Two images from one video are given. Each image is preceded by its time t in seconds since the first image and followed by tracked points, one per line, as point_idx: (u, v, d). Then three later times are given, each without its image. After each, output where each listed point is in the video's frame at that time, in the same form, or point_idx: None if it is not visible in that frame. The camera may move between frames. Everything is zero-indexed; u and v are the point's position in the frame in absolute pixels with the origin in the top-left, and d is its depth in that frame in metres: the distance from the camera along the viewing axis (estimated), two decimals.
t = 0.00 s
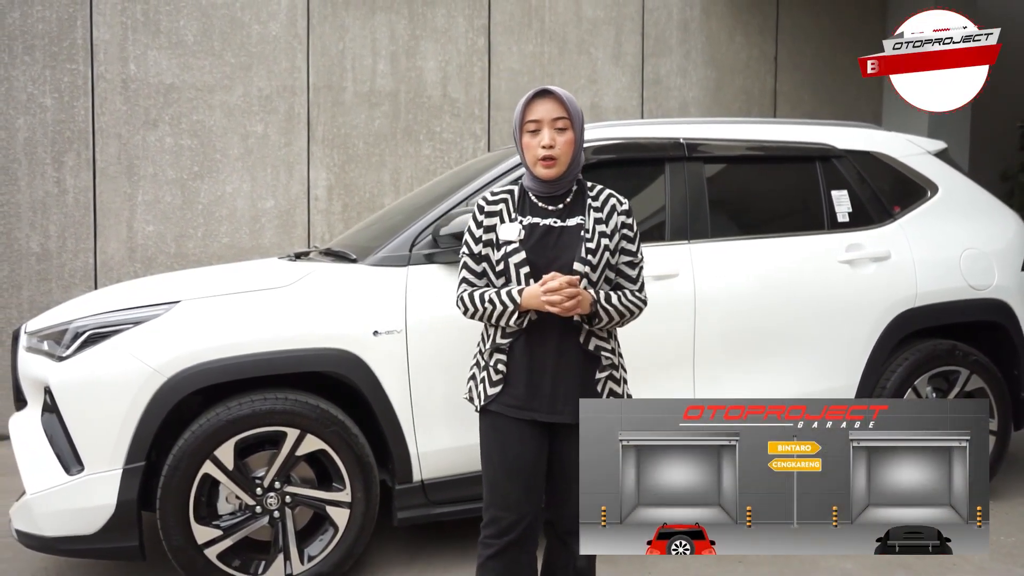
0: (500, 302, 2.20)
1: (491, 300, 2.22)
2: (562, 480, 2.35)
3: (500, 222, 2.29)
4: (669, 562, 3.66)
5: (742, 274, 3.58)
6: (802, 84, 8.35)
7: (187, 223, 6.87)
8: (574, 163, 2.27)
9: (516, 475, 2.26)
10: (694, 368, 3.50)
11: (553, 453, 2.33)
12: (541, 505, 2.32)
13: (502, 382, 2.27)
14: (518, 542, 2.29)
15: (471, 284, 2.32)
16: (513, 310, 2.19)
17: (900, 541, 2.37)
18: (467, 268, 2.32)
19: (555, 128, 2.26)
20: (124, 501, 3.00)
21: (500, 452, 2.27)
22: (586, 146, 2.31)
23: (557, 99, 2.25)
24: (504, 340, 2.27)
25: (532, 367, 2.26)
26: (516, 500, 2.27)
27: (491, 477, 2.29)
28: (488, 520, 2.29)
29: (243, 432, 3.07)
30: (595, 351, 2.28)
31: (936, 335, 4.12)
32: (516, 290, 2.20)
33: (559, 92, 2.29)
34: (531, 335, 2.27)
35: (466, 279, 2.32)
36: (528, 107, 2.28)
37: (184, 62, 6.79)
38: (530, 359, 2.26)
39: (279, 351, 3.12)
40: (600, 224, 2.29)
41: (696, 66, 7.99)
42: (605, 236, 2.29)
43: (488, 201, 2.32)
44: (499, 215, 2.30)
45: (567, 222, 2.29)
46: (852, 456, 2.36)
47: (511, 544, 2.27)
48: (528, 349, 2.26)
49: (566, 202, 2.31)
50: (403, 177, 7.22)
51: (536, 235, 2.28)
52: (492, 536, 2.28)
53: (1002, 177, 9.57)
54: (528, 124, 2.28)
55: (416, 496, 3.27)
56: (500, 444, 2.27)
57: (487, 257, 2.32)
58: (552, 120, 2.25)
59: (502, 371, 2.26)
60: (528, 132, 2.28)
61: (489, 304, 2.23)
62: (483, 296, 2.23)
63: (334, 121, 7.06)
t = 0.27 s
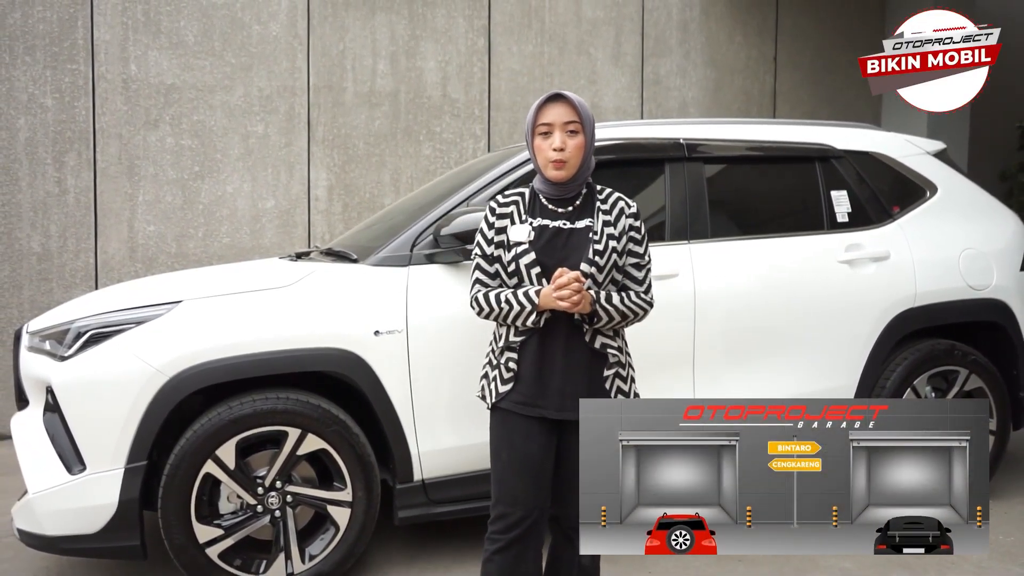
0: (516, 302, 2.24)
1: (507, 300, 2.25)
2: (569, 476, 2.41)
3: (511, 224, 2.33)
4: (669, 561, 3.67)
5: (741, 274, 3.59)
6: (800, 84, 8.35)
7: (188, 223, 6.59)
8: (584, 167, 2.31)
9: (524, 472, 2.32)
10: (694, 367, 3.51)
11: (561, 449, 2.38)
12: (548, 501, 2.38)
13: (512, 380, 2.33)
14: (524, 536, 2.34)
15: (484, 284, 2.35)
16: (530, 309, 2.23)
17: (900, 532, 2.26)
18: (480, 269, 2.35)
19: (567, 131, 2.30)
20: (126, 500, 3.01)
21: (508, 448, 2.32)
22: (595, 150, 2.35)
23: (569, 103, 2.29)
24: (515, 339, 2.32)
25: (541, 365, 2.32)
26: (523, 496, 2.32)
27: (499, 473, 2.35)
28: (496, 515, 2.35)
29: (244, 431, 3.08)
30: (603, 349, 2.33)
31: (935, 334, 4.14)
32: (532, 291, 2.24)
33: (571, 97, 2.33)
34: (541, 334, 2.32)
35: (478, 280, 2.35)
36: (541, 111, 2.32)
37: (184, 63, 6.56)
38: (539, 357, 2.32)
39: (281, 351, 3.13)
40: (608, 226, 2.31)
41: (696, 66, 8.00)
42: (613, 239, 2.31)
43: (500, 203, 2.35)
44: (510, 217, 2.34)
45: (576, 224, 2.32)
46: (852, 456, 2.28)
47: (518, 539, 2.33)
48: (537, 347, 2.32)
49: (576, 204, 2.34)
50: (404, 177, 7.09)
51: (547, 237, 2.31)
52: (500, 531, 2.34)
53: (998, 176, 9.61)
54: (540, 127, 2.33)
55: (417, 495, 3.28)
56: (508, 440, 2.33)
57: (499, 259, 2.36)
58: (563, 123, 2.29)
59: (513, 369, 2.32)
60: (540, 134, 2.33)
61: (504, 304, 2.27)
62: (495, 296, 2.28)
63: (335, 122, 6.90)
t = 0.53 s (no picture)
0: (522, 302, 2.26)
1: (513, 300, 2.28)
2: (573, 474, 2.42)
3: (516, 225, 2.35)
4: (668, 560, 3.68)
5: (740, 273, 3.60)
6: (799, 84, 8.36)
7: (188, 223, 6.59)
8: (589, 169, 2.32)
9: (527, 470, 2.33)
10: (694, 366, 3.52)
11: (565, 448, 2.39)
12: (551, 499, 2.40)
13: (517, 379, 2.34)
14: (526, 533, 2.35)
15: (490, 284, 2.38)
16: (535, 309, 2.25)
17: (901, 522, 2.25)
18: (486, 270, 2.38)
19: (572, 134, 2.32)
20: (126, 499, 3.01)
21: (512, 446, 2.34)
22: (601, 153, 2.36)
23: (575, 106, 2.32)
24: (520, 338, 2.34)
25: (545, 364, 2.33)
26: (525, 493, 2.34)
27: (503, 470, 2.37)
28: (499, 512, 2.36)
29: (244, 430, 3.09)
30: (606, 347, 2.34)
31: (934, 334, 4.15)
32: (538, 290, 2.26)
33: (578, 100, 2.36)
34: (545, 333, 2.33)
35: (485, 280, 2.38)
36: (548, 113, 2.35)
37: (184, 63, 6.55)
38: (543, 357, 2.33)
39: (280, 350, 3.14)
40: (612, 227, 2.32)
41: (695, 66, 8.01)
42: (617, 239, 2.32)
43: (506, 205, 2.38)
44: (515, 218, 2.36)
45: (581, 225, 2.34)
46: (853, 456, 2.28)
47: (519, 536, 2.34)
48: (541, 346, 2.33)
49: (582, 206, 2.35)
50: (404, 176, 7.10)
51: (551, 238, 2.33)
52: (502, 528, 2.35)
53: (997, 176, 9.61)
54: (546, 129, 2.35)
55: (416, 494, 3.29)
56: (512, 438, 2.35)
57: (505, 259, 2.37)
58: (569, 125, 2.32)
59: (517, 368, 2.34)
60: (546, 136, 2.35)
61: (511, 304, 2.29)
62: (499, 296, 2.30)
63: (335, 121, 6.90)
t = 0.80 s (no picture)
0: (526, 294, 2.26)
1: (516, 294, 2.28)
2: (574, 472, 2.43)
3: (521, 224, 2.37)
4: (668, 559, 3.70)
5: (740, 273, 3.61)
6: (798, 84, 8.37)
7: (188, 223, 6.59)
8: (592, 170, 2.33)
9: (529, 468, 2.34)
10: (694, 365, 3.53)
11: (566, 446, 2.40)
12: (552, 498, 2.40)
13: (519, 376, 2.35)
14: (526, 531, 2.36)
15: (495, 281, 2.39)
16: (539, 300, 2.25)
17: (901, 513, 2.26)
18: (490, 267, 2.39)
19: (573, 136, 2.32)
20: (127, 498, 3.02)
21: (513, 443, 2.35)
22: (605, 153, 2.36)
23: (577, 108, 2.31)
24: (523, 336, 2.35)
25: (547, 362, 2.34)
26: (526, 492, 2.35)
27: (504, 468, 2.37)
28: (500, 510, 2.37)
29: (246, 429, 3.09)
30: (607, 346, 2.35)
31: (933, 334, 4.16)
32: (541, 282, 2.27)
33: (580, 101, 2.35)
34: (547, 332, 2.34)
35: (489, 278, 2.39)
36: (550, 115, 2.35)
37: (184, 63, 6.55)
38: (544, 354, 2.34)
39: (281, 350, 3.15)
40: (616, 228, 2.34)
41: (694, 66, 8.01)
42: (620, 240, 2.34)
43: (511, 205, 2.40)
44: (520, 217, 2.38)
45: (584, 225, 2.35)
46: (852, 456, 2.30)
47: (520, 534, 2.34)
48: (543, 344, 2.34)
49: (586, 206, 2.37)
50: (404, 176, 7.11)
51: (555, 238, 2.34)
52: (504, 526, 2.36)
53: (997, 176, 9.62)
54: (548, 131, 2.36)
55: (417, 493, 3.30)
56: (514, 436, 2.35)
57: (509, 258, 2.39)
58: (570, 128, 2.32)
59: (519, 366, 2.35)
60: (548, 138, 2.36)
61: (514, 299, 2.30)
62: (501, 293, 2.31)
63: (335, 121, 6.91)
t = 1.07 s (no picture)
0: (529, 291, 2.27)
1: (519, 291, 2.29)
2: (575, 472, 2.44)
3: (524, 224, 2.39)
4: (668, 559, 3.71)
5: (740, 273, 3.62)
6: (798, 84, 8.38)
7: (188, 223, 6.60)
8: (596, 171, 2.34)
9: (530, 468, 2.35)
10: (694, 364, 3.54)
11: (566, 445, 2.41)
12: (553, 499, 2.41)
13: (520, 376, 2.36)
14: (528, 531, 2.37)
15: (497, 280, 2.40)
16: (541, 295, 2.25)
17: (901, 503, 2.27)
18: (493, 266, 2.40)
19: (576, 137, 2.33)
20: (129, 498, 3.03)
21: (514, 443, 2.36)
22: (608, 154, 2.37)
23: (579, 109, 2.32)
24: (524, 335, 2.36)
25: (547, 361, 2.34)
26: (526, 492, 2.36)
27: (504, 468, 2.38)
28: (501, 509, 2.38)
29: (247, 429, 3.10)
30: (607, 346, 2.35)
31: (932, 334, 4.18)
32: (543, 279, 2.27)
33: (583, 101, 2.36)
34: (549, 331, 2.35)
35: (492, 277, 2.40)
36: (553, 116, 2.36)
37: (184, 63, 6.56)
38: (545, 353, 2.34)
39: (283, 350, 3.15)
40: (618, 229, 2.35)
41: (694, 67, 8.02)
42: (622, 241, 2.35)
43: (515, 205, 2.41)
44: (524, 217, 2.40)
45: (587, 226, 2.36)
46: (853, 456, 2.31)
47: (521, 534, 2.35)
48: (544, 344, 2.34)
49: (589, 207, 2.38)
50: (404, 176, 7.11)
51: (558, 238, 2.35)
52: (505, 525, 2.37)
53: (997, 176, 9.62)
54: (552, 132, 2.37)
55: (418, 493, 3.31)
56: (515, 436, 2.36)
57: (512, 257, 2.41)
58: (573, 129, 2.33)
59: (521, 365, 2.36)
60: (551, 139, 2.37)
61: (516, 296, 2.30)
62: (503, 291, 2.32)
63: (335, 121, 6.92)
